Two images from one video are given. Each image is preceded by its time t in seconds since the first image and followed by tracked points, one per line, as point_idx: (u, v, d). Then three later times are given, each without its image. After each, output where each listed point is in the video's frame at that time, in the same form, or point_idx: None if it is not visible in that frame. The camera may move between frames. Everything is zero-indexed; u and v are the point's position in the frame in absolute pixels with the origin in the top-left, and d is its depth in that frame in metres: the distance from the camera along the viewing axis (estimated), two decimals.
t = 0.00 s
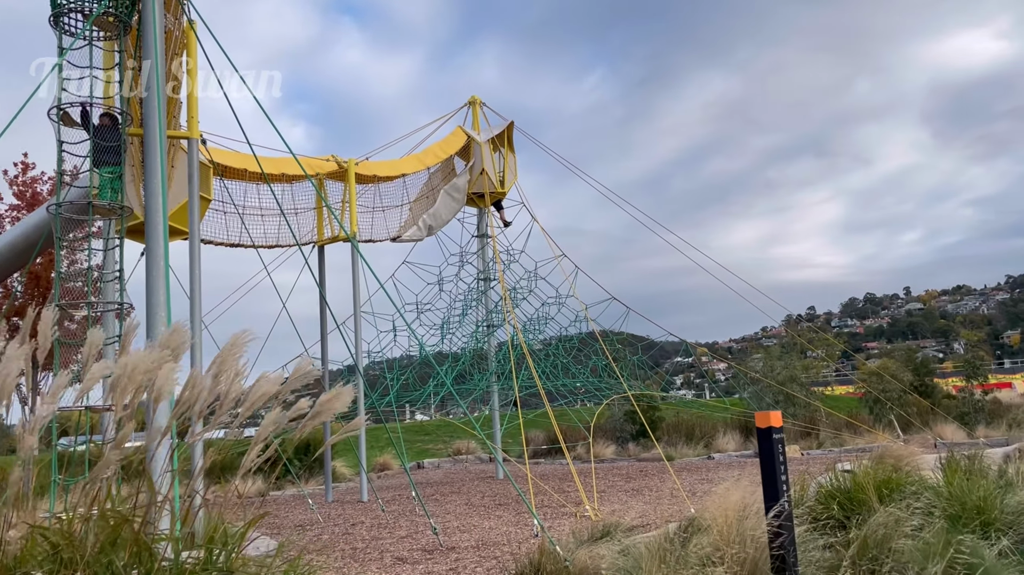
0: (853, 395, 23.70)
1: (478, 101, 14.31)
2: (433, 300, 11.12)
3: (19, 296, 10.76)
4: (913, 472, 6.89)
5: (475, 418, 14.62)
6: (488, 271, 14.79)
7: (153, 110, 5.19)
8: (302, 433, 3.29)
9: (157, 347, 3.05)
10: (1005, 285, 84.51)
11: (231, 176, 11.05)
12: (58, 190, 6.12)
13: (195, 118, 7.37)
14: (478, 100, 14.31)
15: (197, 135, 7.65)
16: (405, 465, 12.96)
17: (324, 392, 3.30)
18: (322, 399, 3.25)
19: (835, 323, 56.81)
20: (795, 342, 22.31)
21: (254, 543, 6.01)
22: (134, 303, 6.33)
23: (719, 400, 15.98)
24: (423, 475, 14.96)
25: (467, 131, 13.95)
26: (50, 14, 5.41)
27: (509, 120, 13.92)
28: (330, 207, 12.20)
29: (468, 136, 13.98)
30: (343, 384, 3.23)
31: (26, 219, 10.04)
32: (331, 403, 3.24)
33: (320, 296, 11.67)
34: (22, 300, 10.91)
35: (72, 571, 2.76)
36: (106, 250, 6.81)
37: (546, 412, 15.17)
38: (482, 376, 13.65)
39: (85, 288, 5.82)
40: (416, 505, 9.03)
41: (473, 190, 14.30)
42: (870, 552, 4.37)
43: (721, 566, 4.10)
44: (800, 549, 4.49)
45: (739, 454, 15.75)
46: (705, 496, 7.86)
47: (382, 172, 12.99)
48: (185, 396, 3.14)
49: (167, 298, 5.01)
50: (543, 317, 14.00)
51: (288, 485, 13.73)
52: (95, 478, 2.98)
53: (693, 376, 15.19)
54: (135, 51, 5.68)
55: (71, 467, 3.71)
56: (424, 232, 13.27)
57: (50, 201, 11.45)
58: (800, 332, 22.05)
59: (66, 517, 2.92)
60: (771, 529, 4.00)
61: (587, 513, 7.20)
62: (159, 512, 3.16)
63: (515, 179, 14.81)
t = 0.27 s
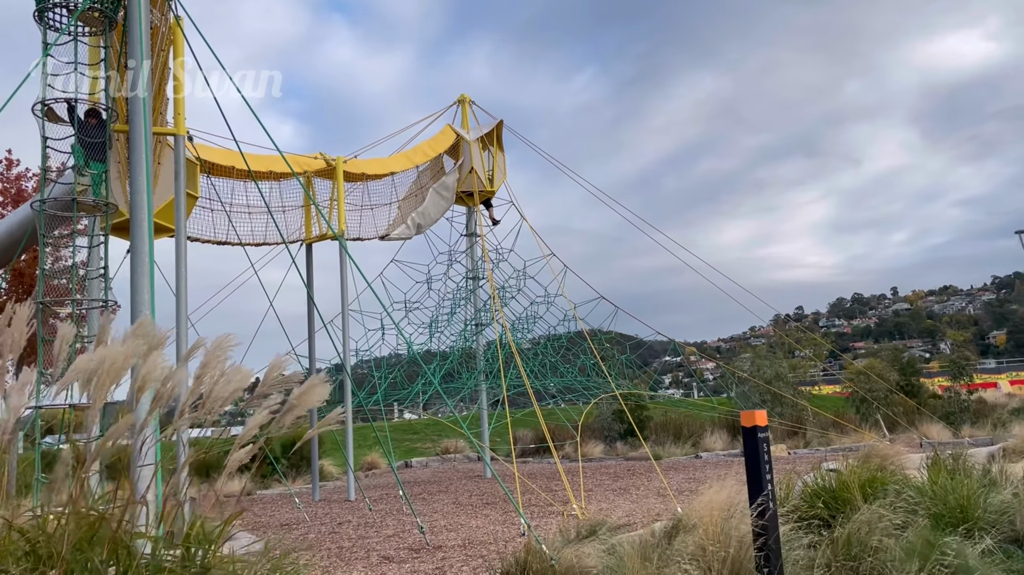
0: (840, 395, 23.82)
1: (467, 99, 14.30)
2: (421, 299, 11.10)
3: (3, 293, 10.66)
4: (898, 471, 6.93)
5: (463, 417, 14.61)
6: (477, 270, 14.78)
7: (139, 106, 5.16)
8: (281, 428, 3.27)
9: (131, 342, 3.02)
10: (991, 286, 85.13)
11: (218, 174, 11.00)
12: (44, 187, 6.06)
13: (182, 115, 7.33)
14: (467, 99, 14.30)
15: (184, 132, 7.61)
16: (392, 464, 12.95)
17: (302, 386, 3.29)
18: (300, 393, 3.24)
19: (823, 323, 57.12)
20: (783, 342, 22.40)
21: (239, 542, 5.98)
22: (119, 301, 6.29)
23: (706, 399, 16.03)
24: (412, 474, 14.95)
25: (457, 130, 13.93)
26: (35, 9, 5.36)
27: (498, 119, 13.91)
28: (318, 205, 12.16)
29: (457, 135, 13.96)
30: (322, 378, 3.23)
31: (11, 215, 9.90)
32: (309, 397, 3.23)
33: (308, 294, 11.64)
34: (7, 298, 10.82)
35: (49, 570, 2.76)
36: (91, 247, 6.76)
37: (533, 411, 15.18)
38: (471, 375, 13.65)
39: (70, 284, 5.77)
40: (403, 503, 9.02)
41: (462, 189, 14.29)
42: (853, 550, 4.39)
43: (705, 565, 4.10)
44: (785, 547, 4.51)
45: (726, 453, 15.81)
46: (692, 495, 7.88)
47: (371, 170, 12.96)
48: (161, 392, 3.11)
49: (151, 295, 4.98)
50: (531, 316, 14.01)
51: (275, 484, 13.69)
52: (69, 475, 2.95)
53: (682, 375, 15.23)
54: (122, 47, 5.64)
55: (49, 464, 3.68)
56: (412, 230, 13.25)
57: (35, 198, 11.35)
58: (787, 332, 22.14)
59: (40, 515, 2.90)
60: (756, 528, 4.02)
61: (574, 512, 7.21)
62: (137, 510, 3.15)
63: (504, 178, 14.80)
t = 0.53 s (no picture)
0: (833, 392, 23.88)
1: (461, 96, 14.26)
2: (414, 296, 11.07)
3: None
4: (890, 469, 6.95)
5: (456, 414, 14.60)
6: (471, 267, 14.75)
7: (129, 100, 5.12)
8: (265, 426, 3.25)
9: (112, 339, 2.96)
10: (983, 284, 85.44)
11: (211, 169, 10.95)
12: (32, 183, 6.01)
13: (174, 110, 7.29)
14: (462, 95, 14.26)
15: (176, 127, 7.56)
16: (385, 461, 12.94)
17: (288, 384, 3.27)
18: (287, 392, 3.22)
19: (816, 321, 57.29)
20: (776, 339, 22.44)
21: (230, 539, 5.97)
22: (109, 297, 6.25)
23: (700, 397, 16.04)
24: (405, 470, 14.94)
25: (450, 126, 13.89)
26: (24, 2, 5.31)
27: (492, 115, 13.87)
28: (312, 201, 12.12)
29: (451, 131, 13.92)
30: (308, 376, 3.22)
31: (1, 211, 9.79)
32: (296, 396, 3.22)
33: (301, 291, 11.59)
34: None
35: (28, 565, 2.74)
36: (81, 242, 6.72)
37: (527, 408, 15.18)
38: (464, 372, 13.63)
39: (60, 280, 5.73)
40: (396, 500, 9.01)
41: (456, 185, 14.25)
42: (845, 547, 4.39)
43: (697, 562, 4.10)
44: (776, 544, 4.51)
45: (719, 450, 15.83)
46: (684, 492, 7.88)
47: (364, 166, 12.92)
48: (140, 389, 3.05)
49: (141, 290, 4.95)
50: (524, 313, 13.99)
51: (268, 480, 13.67)
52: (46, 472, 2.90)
53: (675, 372, 15.23)
54: (111, 41, 5.60)
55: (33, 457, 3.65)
56: (406, 227, 13.21)
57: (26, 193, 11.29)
58: (781, 329, 22.18)
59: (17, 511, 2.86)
60: (748, 526, 4.01)
61: (567, 509, 7.21)
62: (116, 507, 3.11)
63: (498, 175, 14.77)
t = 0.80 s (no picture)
0: (831, 387, 23.87)
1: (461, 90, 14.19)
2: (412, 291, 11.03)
3: None
4: (890, 464, 6.91)
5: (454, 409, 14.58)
6: (470, 261, 14.69)
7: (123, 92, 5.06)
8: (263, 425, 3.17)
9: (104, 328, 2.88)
10: (982, 281, 85.48)
11: (208, 163, 10.92)
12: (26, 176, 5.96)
13: (170, 101, 7.24)
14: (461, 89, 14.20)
15: (172, 119, 7.50)
16: (383, 456, 12.91)
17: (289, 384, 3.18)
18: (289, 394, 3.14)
19: (816, 317, 57.30)
20: (776, 335, 22.42)
21: (226, 533, 5.94)
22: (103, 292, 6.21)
23: (699, 392, 16.00)
24: (403, 465, 14.91)
25: (449, 120, 13.82)
26: None
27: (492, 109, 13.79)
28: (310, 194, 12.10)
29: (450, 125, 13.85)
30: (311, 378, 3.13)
31: None
32: (297, 398, 3.14)
33: (299, 285, 11.55)
34: None
35: (13, 563, 2.68)
36: (76, 236, 6.68)
37: (525, 403, 15.15)
38: (462, 366, 13.60)
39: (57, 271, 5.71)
40: (394, 494, 8.98)
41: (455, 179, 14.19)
42: (845, 544, 4.36)
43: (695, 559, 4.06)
44: (776, 540, 4.48)
45: (718, 446, 15.80)
46: (683, 487, 7.85)
47: (362, 160, 12.86)
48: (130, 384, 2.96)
49: (135, 282, 4.89)
50: (523, 307, 13.94)
51: (266, 475, 13.66)
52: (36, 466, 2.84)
53: (675, 367, 15.20)
54: (104, 31, 5.54)
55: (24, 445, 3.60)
56: (404, 221, 13.16)
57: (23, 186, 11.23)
58: (780, 325, 22.15)
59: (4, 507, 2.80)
60: (747, 522, 3.96)
61: (565, 504, 7.19)
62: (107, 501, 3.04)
63: (497, 169, 14.70)
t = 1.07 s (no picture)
0: (836, 382, 23.77)
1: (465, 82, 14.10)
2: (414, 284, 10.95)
3: None
4: (898, 460, 6.82)
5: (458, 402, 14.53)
6: (473, 254, 14.61)
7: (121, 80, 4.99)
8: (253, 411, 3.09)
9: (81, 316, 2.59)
10: (988, 276, 85.14)
11: (210, 154, 10.85)
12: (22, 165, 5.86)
13: (170, 91, 7.17)
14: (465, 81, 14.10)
15: (173, 109, 7.43)
16: (386, 449, 12.85)
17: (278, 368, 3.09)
18: (280, 377, 3.09)
19: (821, 312, 57.10)
20: (781, 330, 22.31)
21: (227, 526, 5.91)
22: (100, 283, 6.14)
23: (703, 386, 15.91)
24: (406, 458, 14.88)
25: (453, 112, 13.73)
26: None
27: (496, 101, 13.69)
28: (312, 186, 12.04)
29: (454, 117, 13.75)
30: (303, 363, 3.10)
31: None
32: (289, 382, 3.10)
33: (301, 278, 11.48)
34: None
35: None
36: (75, 226, 6.60)
37: (529, 397, 15.09)
38: (466, 360, 13.54)
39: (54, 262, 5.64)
40: (396, 488, 8.93)
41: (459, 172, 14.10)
42: (853, 541, 4.28)
43: (701, 556, 3.98)
44: (783, 536, 4.40)
45: (723, 440, 15.72)
46: (688, 482, 7.77)
47: (365, 152, 12.77)
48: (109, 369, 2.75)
49: (132, 272, 4.82)
50: (527, 301, 13.87)
51: (269, 468, 13.65)
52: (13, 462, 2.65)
53: (679, 362, 15.10)
54: (101, 18, 5.45)
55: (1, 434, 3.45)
56: (408, 214, 13.09)
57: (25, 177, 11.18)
58: (785, 319, 22.05)
59: None
60: (754, 519, 3.89)
61: (569, 498, 7.12)
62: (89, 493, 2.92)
63: (501, 162, 14.60)
